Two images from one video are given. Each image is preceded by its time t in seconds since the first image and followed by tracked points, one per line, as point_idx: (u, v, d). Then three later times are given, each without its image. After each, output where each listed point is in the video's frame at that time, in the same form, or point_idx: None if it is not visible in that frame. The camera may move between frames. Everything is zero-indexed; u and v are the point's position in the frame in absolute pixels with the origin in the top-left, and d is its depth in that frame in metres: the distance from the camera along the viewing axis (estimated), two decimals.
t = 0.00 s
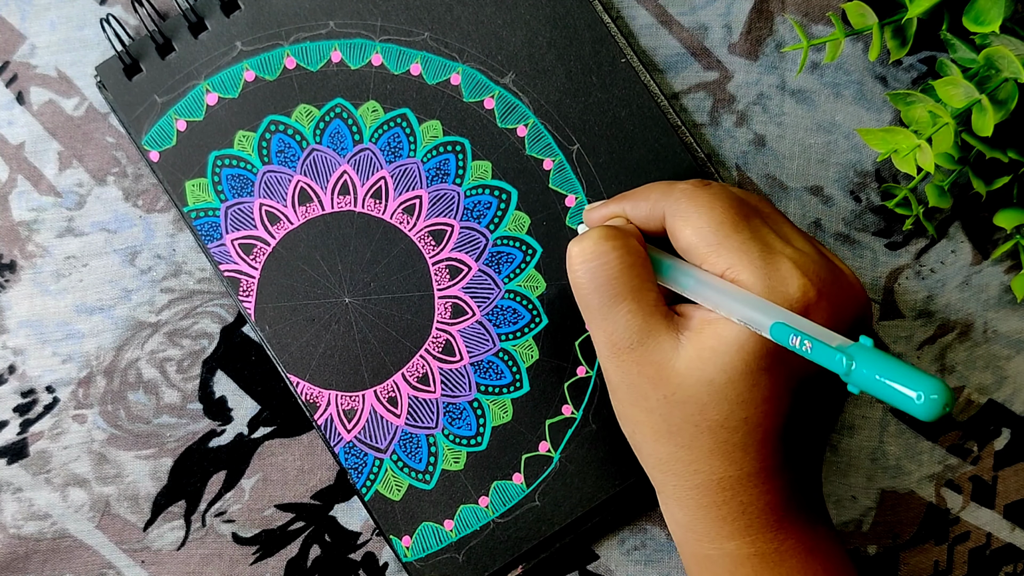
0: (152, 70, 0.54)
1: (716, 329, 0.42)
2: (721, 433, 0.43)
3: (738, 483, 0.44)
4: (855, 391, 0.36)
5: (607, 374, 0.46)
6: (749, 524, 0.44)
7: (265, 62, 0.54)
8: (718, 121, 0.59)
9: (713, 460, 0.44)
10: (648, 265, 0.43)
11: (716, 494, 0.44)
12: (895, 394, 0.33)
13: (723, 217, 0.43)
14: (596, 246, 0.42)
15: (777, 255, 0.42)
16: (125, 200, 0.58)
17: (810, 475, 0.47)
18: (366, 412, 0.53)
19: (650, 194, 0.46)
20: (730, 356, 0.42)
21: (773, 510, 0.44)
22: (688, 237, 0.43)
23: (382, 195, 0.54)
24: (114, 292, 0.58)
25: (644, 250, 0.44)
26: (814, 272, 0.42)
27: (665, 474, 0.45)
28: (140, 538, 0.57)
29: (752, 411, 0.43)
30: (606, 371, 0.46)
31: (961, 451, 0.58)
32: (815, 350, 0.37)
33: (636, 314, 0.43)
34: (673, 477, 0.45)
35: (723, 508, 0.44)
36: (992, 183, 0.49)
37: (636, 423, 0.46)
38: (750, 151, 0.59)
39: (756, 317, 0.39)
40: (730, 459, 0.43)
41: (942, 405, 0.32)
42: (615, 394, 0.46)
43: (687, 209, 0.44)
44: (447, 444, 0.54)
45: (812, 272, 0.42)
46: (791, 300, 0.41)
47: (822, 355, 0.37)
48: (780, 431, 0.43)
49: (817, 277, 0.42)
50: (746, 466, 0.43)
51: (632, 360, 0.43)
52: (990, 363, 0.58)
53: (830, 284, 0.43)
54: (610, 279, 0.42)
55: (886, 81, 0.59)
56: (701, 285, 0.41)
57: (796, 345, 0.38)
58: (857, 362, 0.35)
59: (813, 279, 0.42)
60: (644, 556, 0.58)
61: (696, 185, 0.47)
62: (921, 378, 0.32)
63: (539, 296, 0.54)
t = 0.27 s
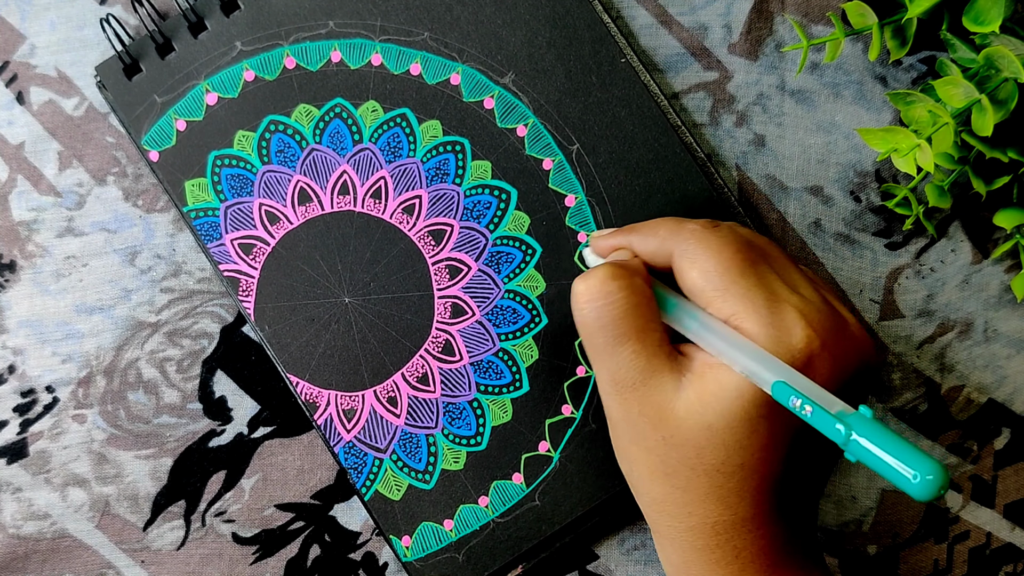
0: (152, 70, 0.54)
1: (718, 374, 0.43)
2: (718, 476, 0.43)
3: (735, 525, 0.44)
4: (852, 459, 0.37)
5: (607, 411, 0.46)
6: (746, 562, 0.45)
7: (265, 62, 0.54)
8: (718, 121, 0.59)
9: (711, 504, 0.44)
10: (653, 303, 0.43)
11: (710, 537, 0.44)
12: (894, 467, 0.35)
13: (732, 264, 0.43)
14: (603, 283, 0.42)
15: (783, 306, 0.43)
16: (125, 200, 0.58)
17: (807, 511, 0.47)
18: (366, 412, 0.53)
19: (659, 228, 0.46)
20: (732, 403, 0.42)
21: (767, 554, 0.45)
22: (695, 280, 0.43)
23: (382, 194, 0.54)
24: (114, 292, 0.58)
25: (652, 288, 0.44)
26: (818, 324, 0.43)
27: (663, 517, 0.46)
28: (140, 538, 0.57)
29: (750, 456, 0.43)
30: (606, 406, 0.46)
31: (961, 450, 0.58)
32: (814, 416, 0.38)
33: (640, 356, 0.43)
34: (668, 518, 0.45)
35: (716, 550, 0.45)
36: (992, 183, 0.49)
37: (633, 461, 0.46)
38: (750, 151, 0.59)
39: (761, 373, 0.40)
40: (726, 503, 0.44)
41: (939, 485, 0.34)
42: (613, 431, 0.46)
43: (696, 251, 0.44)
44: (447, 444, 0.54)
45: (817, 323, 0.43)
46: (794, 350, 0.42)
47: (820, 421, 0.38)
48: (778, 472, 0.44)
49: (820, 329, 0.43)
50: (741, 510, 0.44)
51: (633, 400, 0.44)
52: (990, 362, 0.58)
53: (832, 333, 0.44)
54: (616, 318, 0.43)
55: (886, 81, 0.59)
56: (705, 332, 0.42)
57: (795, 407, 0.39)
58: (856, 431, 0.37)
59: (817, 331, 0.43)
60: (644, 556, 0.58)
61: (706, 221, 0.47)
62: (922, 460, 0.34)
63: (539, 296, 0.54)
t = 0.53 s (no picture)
0: (152, 70, 0.54)
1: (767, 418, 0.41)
2: (788, 526, 0.40)
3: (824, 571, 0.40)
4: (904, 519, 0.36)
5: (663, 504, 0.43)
6: None
7: (265, 62, 0.54)
8: (718, 121, 0.59)
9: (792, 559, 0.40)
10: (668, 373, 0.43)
11: None
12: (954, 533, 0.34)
13: (760, 293, 0.42)
14: (612, 367, 0.42)
15: (816, 333, 0.41)
16: (125, 200, 0.58)
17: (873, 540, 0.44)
18: (366, 412, 0.53)
19: (679, 260, 0.45)
20: (786, 446, 0.40)
21: None
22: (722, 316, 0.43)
23: (382, 195, 0.54)
24: (114, 292, 0.58)
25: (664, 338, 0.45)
26: (855, 345, 0.42)
27: None
28: (140, 538, 0.57)
29: (811, 494, 0.40)
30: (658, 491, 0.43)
31: (964, 448, 0.58)
32: (863, 477, 0.37)
33: (676, 418, 0.42)
34: None
35: None
36: (992, 183, 0.49)
37: (702, 538, 0.42)
38: (750, 151, 0.59)
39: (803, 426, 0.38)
40: (808, 555, 0.40)
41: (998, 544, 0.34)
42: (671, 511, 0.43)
43: (720, 284, 0.43)
44: (447, 444, 0.54)
45: (854, 345, 0.42)
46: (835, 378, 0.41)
47: (870, 483, 0.37)
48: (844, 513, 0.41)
49: (858, 350, 0.42)
50: (825, 560, 0.40)
51: (685, 472, 0.41)
52: (991, 362, 0.58)
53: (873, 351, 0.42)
54: (638, 392, 0.42)
55: (886, 80, 0.59)
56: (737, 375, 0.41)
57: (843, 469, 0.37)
58: (911, 492, 0.35)
59: (855, 354, 0.41)
60: (644, 556, 0.58)
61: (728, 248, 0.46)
62: (983, 527, 0.33)
63: (539, 296, 0.54)
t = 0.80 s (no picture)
0: (152, 70, 0.54)
1: (748, 408, 0.42)
2: (758, 511, 0.42)
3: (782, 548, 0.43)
4: (895, 484, 0.37)
5: (643, 468, 0.44)
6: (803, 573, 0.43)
7: (265, 62, 0.54)
8: (718, 121, 0.59)
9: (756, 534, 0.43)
10: (668, 346, 0.42)
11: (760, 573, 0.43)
12: (943, 489, 0.35)
13: (742, 294, 0.42)
14: (615, 338, 0.41)
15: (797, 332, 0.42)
16: (124, 200, 0.58)
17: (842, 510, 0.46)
18: (366, 412, 0.53)
19: (660, 267, 0.46)
20: (764, 436, 0.41)
21: None
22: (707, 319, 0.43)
23: (382, 195, 0.54)
24: (114, 292, 0.58)
25: (662, 328, 0.43)
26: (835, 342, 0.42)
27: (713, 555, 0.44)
28: (140, 538, 0.57)
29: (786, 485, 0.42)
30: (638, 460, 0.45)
31: (963, 450, 0.58)
32: (853, 444, 0.38)
33: (663, 402, 0.42)
34: (713, 559, 0.44)
35: None
36: (992, 183, 0.49)
37: (673, 508, 0.44)
38: (750, 152, 0.59)
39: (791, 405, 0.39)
40: (771, 537, 0.43)
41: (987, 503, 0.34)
42: (649, 481, 0.45)
43: (704, 287, 0.43)
44: (447, 444, 0.54)
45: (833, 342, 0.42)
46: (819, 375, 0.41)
47: (857, 450, 0.37)
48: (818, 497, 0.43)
49: (838, 345, 0.42)
50: (785, 541, 0.43)
51: (663, 449, 0.42)
52: (992, 362, 0.58)
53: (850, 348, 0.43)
54: (634, 368, 0.41)
55: (886, 80, 0.59)
56: (725, 372, 0.41)
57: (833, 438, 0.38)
58: (899, 456, 0.36)
59: (837, 350, 0.42)
60: (644, 556, 0.58)
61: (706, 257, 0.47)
62: (969, 479, 0.34)
63: (538, 296, 0.54)
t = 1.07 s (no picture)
0: (153, 70, 0.54)
1: (727, 491, 0.37)
2: None
3: None
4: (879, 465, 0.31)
5: None
6: None
7: (265, 62, 0.54)
8: (718, 121, 0.59)
9: None
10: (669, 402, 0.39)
11: None
12: (911, 439, 0.29)
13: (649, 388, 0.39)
14: (584, 514, 0.38)
15: (693, 391, 0.38)
16: (125, 200, 0.58)
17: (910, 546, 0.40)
18: (367, 412, 0.53)
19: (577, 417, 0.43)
20: (753, 515, 0.37)
21: None
22: (635, 441, 0.39)
23: (384, 195, 0.54)
24: (114, 293, 0.58)
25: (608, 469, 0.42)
26: (768, 386, 0.38)
27: None
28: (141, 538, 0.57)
29: (823, 538, 0.38)
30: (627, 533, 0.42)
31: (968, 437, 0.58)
32: (824, 463, 0.33)
33: (663, 539, 0.37)
34: None
35: None
36: (993, 183, 0.49)
37: None
38: (751, 151, 0.59)
39: (756, 459, 0.35)
40: None
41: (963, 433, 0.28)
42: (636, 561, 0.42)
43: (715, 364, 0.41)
44: (448, 444, 0.54)
45: (764, 385, 0.38)
46: (761, 424, 0.37)
47: (832, 458, 0.32)
48: (865, 544, 0.39)
49: (775, 390, 0.38)
50: None
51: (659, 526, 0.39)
52: (996, 358, 0.58)
53: (819, 392, 0.40)
54: (650, 417, 0.38)
55: (886, 78, 0.59)
56: (679, 465, 0.38)
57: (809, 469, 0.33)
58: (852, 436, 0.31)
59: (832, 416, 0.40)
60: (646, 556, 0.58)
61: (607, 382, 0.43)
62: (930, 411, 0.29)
63: (539, 296, 0.54)
